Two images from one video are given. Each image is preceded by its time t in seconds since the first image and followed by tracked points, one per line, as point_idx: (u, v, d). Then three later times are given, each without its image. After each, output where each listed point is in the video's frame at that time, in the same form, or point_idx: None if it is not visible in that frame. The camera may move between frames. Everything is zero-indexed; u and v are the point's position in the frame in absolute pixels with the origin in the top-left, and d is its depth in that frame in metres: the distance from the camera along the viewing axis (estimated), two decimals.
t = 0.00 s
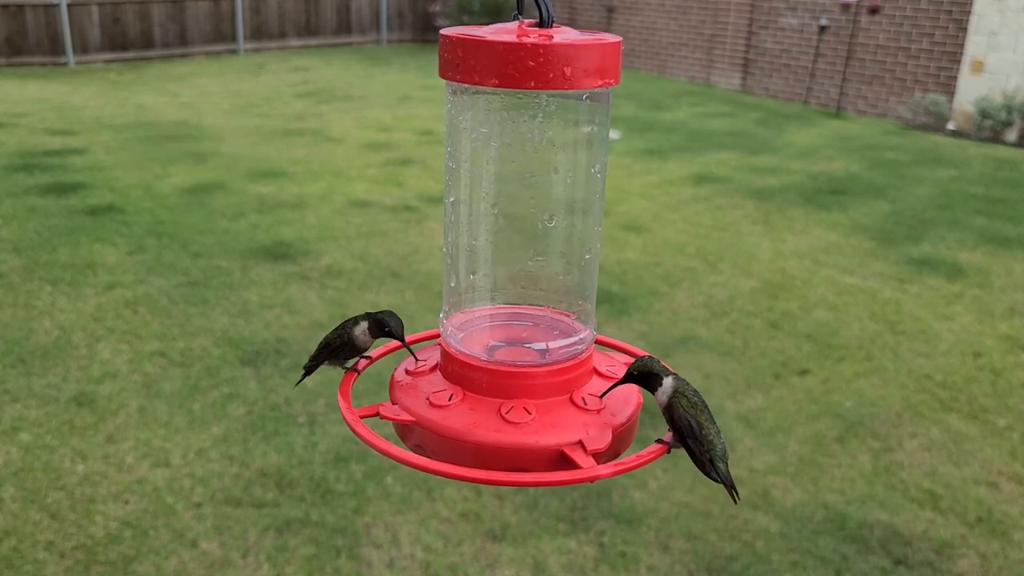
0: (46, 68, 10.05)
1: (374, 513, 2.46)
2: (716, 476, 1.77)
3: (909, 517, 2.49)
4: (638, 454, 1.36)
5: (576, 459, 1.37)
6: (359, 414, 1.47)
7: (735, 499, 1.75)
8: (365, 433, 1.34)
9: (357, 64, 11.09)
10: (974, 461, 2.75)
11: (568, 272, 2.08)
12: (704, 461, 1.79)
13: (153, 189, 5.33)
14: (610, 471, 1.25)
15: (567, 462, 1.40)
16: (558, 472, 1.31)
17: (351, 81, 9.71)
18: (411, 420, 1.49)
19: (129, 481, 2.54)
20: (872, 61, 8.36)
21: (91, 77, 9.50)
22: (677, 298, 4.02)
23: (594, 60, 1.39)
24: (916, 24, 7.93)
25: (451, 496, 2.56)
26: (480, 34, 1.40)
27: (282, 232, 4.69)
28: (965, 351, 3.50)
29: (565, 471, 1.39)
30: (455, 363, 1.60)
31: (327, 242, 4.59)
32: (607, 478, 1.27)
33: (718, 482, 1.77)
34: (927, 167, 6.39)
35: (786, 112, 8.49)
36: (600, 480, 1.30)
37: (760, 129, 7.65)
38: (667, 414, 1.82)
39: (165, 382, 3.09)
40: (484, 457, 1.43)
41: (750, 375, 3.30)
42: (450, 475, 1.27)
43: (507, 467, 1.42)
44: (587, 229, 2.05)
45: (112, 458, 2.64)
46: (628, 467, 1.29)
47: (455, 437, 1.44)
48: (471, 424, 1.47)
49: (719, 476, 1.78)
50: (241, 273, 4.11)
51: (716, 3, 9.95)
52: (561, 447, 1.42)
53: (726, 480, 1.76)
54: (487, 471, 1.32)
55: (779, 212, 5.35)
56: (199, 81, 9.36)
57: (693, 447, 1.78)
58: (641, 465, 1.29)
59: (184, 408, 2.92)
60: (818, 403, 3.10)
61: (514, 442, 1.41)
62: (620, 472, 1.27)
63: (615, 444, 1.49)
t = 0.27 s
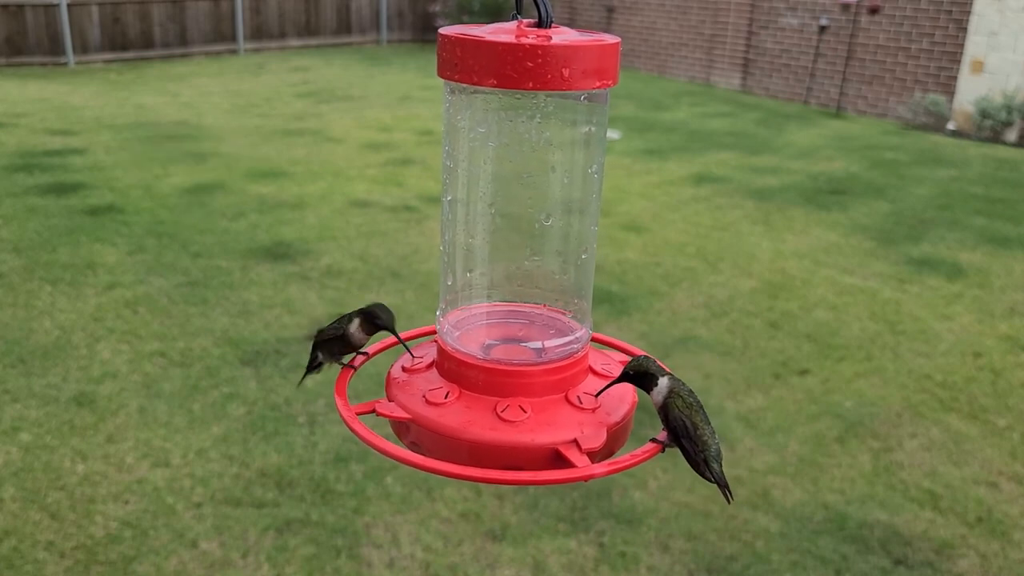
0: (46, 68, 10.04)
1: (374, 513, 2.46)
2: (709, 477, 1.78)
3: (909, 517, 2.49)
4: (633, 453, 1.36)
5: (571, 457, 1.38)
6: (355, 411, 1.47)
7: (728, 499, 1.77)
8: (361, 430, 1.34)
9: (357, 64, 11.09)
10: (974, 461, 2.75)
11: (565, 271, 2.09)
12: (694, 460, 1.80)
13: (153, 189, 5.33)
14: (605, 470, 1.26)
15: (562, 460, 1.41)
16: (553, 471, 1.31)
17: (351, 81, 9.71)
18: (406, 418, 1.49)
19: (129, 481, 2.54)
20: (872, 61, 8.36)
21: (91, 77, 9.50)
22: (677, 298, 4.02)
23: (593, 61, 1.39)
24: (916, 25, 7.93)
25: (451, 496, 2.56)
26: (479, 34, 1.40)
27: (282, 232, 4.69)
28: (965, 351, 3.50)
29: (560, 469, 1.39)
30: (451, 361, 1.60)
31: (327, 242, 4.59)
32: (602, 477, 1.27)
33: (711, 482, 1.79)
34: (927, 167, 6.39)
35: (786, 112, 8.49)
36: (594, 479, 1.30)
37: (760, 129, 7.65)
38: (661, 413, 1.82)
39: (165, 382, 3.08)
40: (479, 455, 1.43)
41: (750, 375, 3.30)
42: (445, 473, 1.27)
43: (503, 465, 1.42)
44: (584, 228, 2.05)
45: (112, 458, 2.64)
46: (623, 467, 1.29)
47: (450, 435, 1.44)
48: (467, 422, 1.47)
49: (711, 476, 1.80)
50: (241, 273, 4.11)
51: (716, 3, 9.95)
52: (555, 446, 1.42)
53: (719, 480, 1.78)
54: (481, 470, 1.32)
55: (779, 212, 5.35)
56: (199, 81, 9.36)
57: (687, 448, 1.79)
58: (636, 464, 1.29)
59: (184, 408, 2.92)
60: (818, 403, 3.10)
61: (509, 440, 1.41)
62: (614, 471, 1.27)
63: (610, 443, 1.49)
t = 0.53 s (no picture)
0: (46, 68, 10.05)
1: (374, 513, 2.46)
2: (719, 475, 1.74)
3: (909, 516, 2.49)
4: (641, 453, 1.36)
5: (579, 458, 1.37)
6: (362, 415, 1.47)
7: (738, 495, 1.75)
8: (368, 434, 1.34)
9: (357, 64, 11.09)
10: (974, 461, 2.75)
11: (570, 271, 2.07)
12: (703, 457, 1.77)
13: (153, 189, 5.33)
14: (613, 470, 1.25)
15: (570, 461, 1.40)
16: (561, 471, 1.31)
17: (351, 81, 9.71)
18: (413, 421, 1.49)
19: (129, 481, 2.54)
20: (872, 61, 8.36)
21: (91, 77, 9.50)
22: (677, 298, 4.02)
23: (595, 61, 1.39)
24: (916, 24, 7.93)
25: (451, 496, 2.56)
26: (480, 35, 1.40)
27: (282, 232, 4.69)
28: (965, 351, 3.50)
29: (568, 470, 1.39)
30: (457, 363, 1.60)
31: (327, 242, 4.59)
32: (610, 477, 1.27)
33: (722, 483, 1.75)
34: (927, 167, 6.39)
35: (786, 112, 8.49)
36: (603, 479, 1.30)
37: (760, 129, 7.65)
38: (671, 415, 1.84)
39: (165, 382, 3.09)
40: (487, 456, 1.43)
41: (750, 375, 3.30)
42: (454, 475, 1.27)
43: (510, 466, 1.42)
44: (588, 228, 2.04)
45: (112, 458, 2.64)
46: (631, 467, 1.28)
47: (458, 437, 1.44)
48: (474, 423, 1.47)
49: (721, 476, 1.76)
50: (241, 273, 4.11)
51: (716, 3, 9.95)
52: (564, 446, 1.42)
53: (728, 478, 1.75)
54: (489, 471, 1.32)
55: (779, 212, 5.35)
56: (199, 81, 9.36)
57: (696, 446, 1.76)
58: (645, 464, 1.29)
59: (184, 408, 2.92)
60: (818, 403, 3.10)
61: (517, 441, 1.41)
62: (623, 471, 1.27)
63: (618, 443, 1.49)
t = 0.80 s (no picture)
0: (46, 68, 10.05)
1: (374, 513, 2.46)
2: (719, 475, 1.72)
3: (909, 517, 2.49)
4: (642, 454, 1.36)
5: (579, 459, 1.37)
6: (362, 416, 1.47)
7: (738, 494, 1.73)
8: (368, 435, 1.33)
9: (357, 64, 11.09)
10: (974, 461, 2.75)
11: (570, 272, 2.07)
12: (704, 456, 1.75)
13: (153, 189, 5.33)
14: (613, 471, 1.25)
15: (571, 462, 1.40)
16: (562, 473, 1.31)
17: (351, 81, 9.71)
18: (413, 422, 1.49)
19: (129, 481, 2.54)
20: (872, 61, 8.36)
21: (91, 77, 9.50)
22: (677, 298, 4.02)
23: (595, 60, 1.39)
24: (916, 24, 7.93)
25: (451, 497, 2.56)
26: (481, 35, 1.40)
27: (282, 232, 4.69)
28: (965, 351, 3.50)
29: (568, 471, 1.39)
30: (457, 364, 1.60)
31: (327, 242, 4.59)
32: (611, 478, 1.27)
33: (723, 483, 1.73)
34: (927, 167, 6.39)
35: (786, 112, 8.49)
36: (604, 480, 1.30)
37: (760, 129, 7.65)
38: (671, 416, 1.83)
39: (165, 382, 3.09)
40: (487, 457, 1.43)
41: (750, 375, 3.30)
42: (454, 476, 1.27)
43: (511, 467, 1.42)
44: (588, 229, 2.05)
45: (112, 458, 2.64)
46: (632, 468, 1.28)
47: (458, 438, 1.44)
48: (474, 425, 1.47)
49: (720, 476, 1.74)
50: (241, 273, 4.11)
51: (716, 3, 9.95)
52: (564, 448, 1.42)
53: (728, 478, 1.73)
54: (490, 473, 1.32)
55: (779, 212, 5.35)
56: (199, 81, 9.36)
57: (696, 447, 1.75)
58: (646, 465, 1.29)
59: (184, 408, 2.92)
60: (818, 403, 3.10)
61: (518, 442, 1.41)
62: (623, 472, 1.27)
63: (619, 444, 1.49)
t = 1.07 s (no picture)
0: (46, 68, 10.04)
1: (374, 513, 2.46)
2: (710, 476, 1.74)
3: (909, 517, 2.49)
4: (633, 453, 1.36)
5: (571, 457, 1.37)
6: (355, 412, 1.47)
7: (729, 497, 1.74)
8: (361, 432, 1.33)
9: (357, 64, 11.09)
10: (974, 461, 2.75)
11: (565, 271, 2.08)
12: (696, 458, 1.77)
13: (153, 189, 5.33)
14: (605, 470, 1.26)
15: (563, 460, 1.40)
16: (554, 471, 1.31)
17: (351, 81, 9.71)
18: (407, 418, 1.49)
19: (129, 481, 2.54)
20: (872, 61, 8.36)
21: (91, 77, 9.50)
22: (677, 298, 4.02)
23: (593, 61, 1.39)
24: (916, 24, 7.93)
25: (451, 496, 2.56)
26: (479, 34, 1.40)
27: (282, 232, 4.69)
28: (965, 351, 3.50)
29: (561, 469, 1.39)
30: (451, 361, 1.60)
31: (327, 242, 4.59)
32: (602, 478, 1.27)
33: (712, 483, 1.75)
34: (927, 167, 6.39)
35: (786, 112, 8.49)
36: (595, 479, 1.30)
37: (760, 129, 7.65)
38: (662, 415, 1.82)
39: (165, 382, 3.08)
40: (480, 455, 1.43)
41: (750, 375, 3.30)
42: (446, 473, 1.27)
43: (503, 465, 1.42)
44: (584, 228, 2.05)
45: (112, 458, 2.64)
46: (623, 467, 1.29)
47: (451, 436, 1.44)
48: (467, 422, 1.47)
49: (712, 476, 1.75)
50: (241, 273, 4.11)
51: (716, 3, 9.95)
52: (556, 446, 1.42)
53: (719, 479, 1.74)
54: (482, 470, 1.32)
55: (779, 212, 5.35)
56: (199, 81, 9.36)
57: (688, 447, 1.77)
58: (636, 465, 1.29)
59: (184, 408, 2.92)
60: (818, 403, 3.10)
61: (510, 441, 1.41)
62: (614, 472, 1.27)
63: (611, 443, 1.49)
